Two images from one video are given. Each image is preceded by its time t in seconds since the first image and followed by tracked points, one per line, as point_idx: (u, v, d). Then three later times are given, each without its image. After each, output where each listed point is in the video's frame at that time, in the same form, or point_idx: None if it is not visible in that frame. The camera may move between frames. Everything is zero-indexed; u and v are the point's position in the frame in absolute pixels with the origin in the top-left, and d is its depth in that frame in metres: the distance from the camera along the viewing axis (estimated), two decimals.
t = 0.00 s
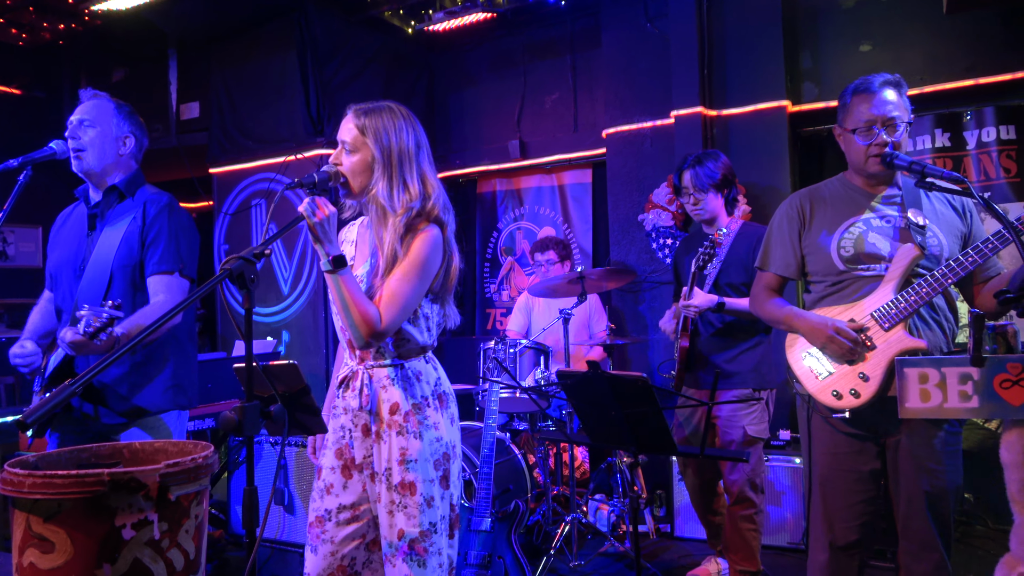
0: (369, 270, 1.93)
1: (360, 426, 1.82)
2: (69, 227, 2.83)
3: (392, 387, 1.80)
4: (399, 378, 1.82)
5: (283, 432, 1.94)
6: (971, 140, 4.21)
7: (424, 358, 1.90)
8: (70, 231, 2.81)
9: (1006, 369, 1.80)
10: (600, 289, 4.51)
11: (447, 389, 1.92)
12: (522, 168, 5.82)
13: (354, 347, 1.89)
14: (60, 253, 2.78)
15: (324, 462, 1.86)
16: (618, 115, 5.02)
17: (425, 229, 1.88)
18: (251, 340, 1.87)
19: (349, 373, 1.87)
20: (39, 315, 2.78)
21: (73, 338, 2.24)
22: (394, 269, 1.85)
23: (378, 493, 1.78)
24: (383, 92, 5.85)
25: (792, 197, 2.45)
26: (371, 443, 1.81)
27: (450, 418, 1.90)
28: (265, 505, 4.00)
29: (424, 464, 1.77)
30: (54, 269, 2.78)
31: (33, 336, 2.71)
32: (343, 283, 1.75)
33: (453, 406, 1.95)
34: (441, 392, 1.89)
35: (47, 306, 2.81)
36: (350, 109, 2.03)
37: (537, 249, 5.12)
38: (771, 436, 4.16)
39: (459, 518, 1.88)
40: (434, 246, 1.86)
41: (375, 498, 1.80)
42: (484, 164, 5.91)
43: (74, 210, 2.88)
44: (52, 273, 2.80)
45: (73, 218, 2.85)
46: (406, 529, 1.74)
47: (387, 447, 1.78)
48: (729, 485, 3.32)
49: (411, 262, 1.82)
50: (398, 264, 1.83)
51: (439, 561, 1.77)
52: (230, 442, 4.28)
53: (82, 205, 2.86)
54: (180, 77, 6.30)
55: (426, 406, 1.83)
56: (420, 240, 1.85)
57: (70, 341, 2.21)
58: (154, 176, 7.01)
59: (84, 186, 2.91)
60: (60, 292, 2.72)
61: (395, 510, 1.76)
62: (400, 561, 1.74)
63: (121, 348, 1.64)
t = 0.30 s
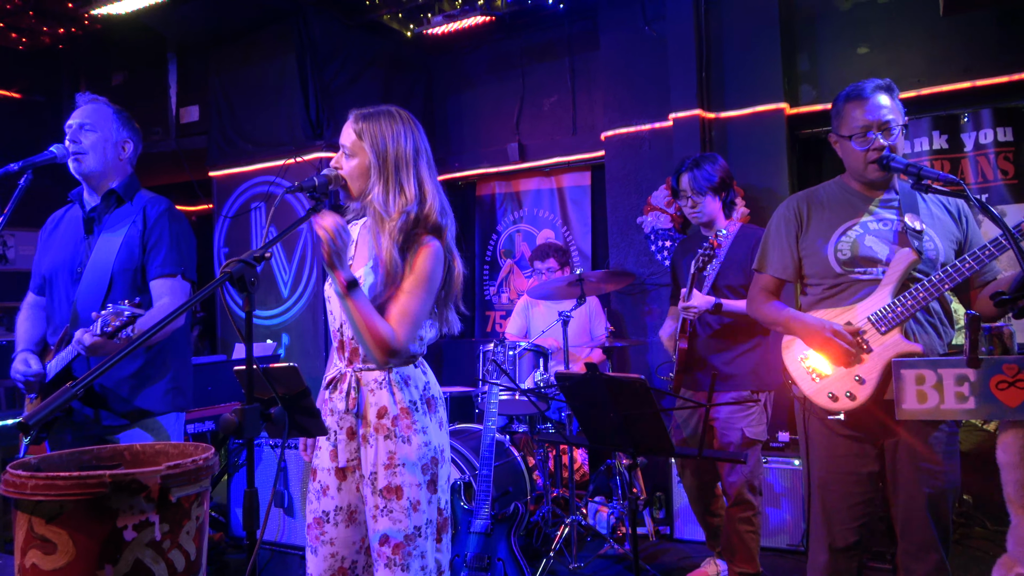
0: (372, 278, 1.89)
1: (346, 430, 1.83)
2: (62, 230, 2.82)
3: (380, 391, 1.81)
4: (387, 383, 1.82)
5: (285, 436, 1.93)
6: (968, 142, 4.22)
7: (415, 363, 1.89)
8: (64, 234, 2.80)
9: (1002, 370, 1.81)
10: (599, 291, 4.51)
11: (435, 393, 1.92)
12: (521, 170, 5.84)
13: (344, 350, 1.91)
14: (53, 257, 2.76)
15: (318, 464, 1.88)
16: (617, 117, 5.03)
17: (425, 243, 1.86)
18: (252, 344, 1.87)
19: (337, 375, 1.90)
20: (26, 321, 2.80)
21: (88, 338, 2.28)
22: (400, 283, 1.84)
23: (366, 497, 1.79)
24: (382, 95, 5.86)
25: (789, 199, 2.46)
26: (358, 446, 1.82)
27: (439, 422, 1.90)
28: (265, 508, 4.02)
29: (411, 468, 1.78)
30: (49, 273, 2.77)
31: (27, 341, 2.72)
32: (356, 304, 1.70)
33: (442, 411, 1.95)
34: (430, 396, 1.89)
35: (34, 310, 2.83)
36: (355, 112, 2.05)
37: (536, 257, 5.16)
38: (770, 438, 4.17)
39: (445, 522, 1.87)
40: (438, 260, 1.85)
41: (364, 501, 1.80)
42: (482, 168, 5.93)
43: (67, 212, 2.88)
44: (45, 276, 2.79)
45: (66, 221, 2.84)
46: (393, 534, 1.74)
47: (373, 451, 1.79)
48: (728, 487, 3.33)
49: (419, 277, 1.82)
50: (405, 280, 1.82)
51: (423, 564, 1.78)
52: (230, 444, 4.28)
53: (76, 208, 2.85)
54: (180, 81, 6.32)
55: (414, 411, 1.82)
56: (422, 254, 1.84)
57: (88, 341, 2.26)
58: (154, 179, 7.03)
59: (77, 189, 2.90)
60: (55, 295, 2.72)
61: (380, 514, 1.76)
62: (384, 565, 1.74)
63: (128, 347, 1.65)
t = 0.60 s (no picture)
0: (397, 281, 1.86)
1: (360, 430, 1.81)
2: (75, 227, 2.77)
3: (394, 392, 1.79)
4: (403, 383, 1.80)
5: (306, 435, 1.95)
6: (994, 148, 4.18)
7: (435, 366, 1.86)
8: (78, 231, 2.76)
9: None
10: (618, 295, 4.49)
11: (451, 393, 1.87)
12: (539, 172, 5.83)
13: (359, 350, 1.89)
14: (68, 253, 2.72)
15: (336, 463, 1.88)
16: (637, 119, 5.00)
17: (450, 249, 1.89)
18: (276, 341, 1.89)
19: (352, 375, 1.87)
20: (37, 316, 2.72)
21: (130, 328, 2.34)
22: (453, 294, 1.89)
23: (380, 497, 1.77)
24: (402, 95, 5.87)
25: (812, 202, 2.42)
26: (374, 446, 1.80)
27: (455, 423, 1.86)
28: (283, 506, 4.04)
29: (425, 469, 1.76)
30: (64, 269, 2.71)
31: (41, 338, 2.65)
32: (448, 356, 1.80)
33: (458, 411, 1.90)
34: (447, 396, 1.85)
35: (42, 306, 2.76)
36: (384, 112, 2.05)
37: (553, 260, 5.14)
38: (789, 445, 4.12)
39: (458, 523, 1.84)
40: (468, 258, 1.89)
41: (377, 501, 1.78)
42: (502, 169, 5.93)
43: (79, 209, 2.83)
44: (59, 273, 2.73)
45: (79, 218, 2.79)
46: (405, 535, 1.72)
47: (388, 451, 1.76)
48: (748, 494, 3.30)
49: (471, 284, 1.87)
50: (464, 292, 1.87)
51: (436, 565, 1.76)
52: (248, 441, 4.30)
53: (89, 204, 2.81)
54: (201, 79, 6.37)
55: (428, 411, 1.79)
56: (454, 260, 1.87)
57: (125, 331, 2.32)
58: (174, 177, 7.08)
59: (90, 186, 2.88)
60: (71, 291, 2.68)
61: (395, 514, 1.74)
62: (398, 565, 1.73)
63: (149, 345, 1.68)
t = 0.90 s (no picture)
0: (421, 285, 1.88)
1: (393, 431, 1.83)
2: (92, 231, 2.79)
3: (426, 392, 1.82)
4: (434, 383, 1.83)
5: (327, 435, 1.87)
6: None
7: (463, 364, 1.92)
8: (96, 235, 2.77)
9: None
10: (638, 296, 4.47)
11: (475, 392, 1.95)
12: (560, 174, 5.83)
13: (386, 353, 1.91)
14: (88, 256, 2.73)
15: (356, 467, 1.89)
16: (658, 121, 4.98)
17: (475, 247, 1.95)
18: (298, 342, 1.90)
19: (380, 378, 1.88)
20: (49, 317, 2.74)
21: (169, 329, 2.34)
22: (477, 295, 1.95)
23: (410, 498, 1.79)
24: (423, 98, 5.90)
25: (832, 204, 2.40)
26: (404, 447, 1.83)
27: (478, 421, 1.92)
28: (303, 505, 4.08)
29: (456, 466, 1.80)
30: (84, 272, 2.72)
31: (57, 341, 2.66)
32: (478, 360, 1.83)
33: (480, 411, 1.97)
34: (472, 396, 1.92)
35: (54, 308, 2.79)
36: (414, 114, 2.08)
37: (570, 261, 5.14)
38: (811, 449, 4.08)
39: (484, 520, 1.89)
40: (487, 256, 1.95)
41: (405, 502, 1.80)
42: (522, 171, 5.94)
43: (94, 213, 2.84)
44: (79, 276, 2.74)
45: (96, 221, 2.81)
46: (440, 531, 1.76)
47: (420, 450, 1.80)
48: (769, 497, 3.26)
49: (494, 281, 1.93)
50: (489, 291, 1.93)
51: (467, 561, 1.79)
52: (269, 440, 4.35)
53: (105, 207, 2.84)
54: (225, 83, 6.45)
55: (457, 409, 1.85)
56: (479, 258, 1.94)
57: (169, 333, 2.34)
58: (199, 179, 7.17)
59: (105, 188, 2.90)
60: (93, 294, 2.69)
61: (428, 512, 1.77)
62: (433, 564, 1.75)
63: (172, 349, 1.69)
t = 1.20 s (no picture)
0: (420, 285, 1.88)
1: (401, 433, 1.83)
2: (85, 239, 2.78)
3: (431, 392, 1.81)
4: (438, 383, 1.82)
5: (326, 437, 1.88)
6: None
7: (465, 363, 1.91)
8: (89, 242, 2.76)
9: None
10: (639, 296, 4.46)
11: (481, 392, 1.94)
12: (560, 174, 5.82)
13: (390, 355, 1.90)
14: (83, 263, 2.72)
15: (354, 467, 1.88)
16: (657, 120, 4.97)
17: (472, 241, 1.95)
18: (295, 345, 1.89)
19: (387, 381, 1.89)
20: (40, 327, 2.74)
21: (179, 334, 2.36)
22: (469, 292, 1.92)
23: (420, 498, 1.80)
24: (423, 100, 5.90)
25: (829, 202, 2.39)
26: (413, 449, 1.82)
27: (486, 421, 1.92)
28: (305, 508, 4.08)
29: (465, 467, 1.80)
30: (81, 279, 2.71)
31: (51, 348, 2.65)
32: (462, 356, 1.78)
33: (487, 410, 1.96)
34: (477, 395, 1.91)
35: (41, 318, 2.79)
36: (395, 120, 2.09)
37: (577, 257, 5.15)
38: (814, 447, 4.07)
39: (495, 520, 1.88)
40: (484, 252, 1.94)
41: (415, 502, 1.81)
42: (522, 172, 5.94)
43: (83, 222, 2.83)
44: (73, 284, 2.73)
45: (86, 230, 2.80)
46: (451, 533, 1.76)
47: (429, 452, 1.80)
48: (771, 496, 3.25)
49: (485, 279, 1.92)
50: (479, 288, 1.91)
51: (480, 561, 1.80)
52: (271, 444, 4.35)
53: (93, 215, 2.82)
54: (225, 88, 6.46)
55: (464, 409, 1.84)
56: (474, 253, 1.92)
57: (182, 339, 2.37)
58: (199, 183, 7.18)
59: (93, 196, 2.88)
60: (90, 301, 2.69)
61: (438, 514, 1.77)
62: (443, 567, 1.75)
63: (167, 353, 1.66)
